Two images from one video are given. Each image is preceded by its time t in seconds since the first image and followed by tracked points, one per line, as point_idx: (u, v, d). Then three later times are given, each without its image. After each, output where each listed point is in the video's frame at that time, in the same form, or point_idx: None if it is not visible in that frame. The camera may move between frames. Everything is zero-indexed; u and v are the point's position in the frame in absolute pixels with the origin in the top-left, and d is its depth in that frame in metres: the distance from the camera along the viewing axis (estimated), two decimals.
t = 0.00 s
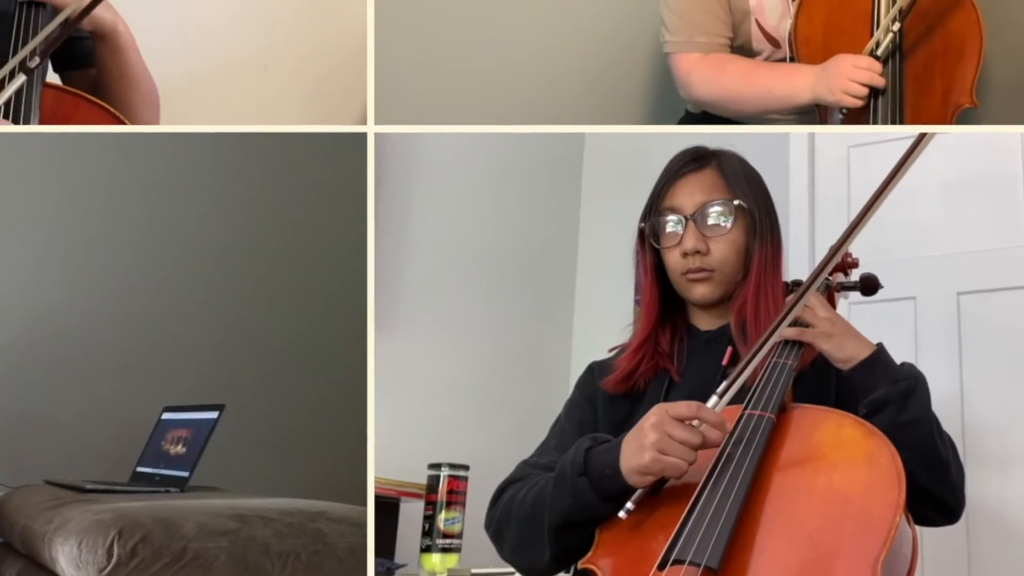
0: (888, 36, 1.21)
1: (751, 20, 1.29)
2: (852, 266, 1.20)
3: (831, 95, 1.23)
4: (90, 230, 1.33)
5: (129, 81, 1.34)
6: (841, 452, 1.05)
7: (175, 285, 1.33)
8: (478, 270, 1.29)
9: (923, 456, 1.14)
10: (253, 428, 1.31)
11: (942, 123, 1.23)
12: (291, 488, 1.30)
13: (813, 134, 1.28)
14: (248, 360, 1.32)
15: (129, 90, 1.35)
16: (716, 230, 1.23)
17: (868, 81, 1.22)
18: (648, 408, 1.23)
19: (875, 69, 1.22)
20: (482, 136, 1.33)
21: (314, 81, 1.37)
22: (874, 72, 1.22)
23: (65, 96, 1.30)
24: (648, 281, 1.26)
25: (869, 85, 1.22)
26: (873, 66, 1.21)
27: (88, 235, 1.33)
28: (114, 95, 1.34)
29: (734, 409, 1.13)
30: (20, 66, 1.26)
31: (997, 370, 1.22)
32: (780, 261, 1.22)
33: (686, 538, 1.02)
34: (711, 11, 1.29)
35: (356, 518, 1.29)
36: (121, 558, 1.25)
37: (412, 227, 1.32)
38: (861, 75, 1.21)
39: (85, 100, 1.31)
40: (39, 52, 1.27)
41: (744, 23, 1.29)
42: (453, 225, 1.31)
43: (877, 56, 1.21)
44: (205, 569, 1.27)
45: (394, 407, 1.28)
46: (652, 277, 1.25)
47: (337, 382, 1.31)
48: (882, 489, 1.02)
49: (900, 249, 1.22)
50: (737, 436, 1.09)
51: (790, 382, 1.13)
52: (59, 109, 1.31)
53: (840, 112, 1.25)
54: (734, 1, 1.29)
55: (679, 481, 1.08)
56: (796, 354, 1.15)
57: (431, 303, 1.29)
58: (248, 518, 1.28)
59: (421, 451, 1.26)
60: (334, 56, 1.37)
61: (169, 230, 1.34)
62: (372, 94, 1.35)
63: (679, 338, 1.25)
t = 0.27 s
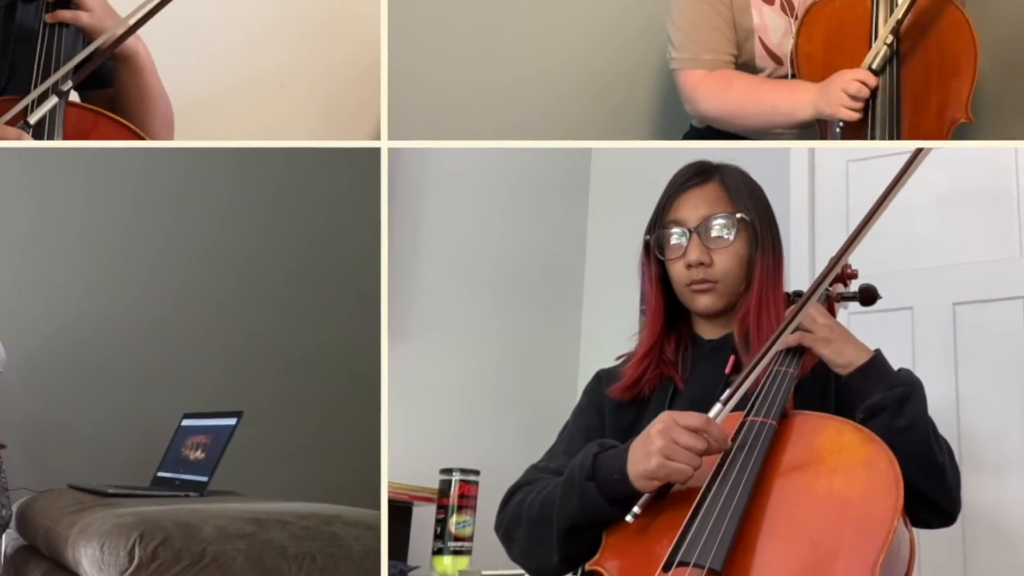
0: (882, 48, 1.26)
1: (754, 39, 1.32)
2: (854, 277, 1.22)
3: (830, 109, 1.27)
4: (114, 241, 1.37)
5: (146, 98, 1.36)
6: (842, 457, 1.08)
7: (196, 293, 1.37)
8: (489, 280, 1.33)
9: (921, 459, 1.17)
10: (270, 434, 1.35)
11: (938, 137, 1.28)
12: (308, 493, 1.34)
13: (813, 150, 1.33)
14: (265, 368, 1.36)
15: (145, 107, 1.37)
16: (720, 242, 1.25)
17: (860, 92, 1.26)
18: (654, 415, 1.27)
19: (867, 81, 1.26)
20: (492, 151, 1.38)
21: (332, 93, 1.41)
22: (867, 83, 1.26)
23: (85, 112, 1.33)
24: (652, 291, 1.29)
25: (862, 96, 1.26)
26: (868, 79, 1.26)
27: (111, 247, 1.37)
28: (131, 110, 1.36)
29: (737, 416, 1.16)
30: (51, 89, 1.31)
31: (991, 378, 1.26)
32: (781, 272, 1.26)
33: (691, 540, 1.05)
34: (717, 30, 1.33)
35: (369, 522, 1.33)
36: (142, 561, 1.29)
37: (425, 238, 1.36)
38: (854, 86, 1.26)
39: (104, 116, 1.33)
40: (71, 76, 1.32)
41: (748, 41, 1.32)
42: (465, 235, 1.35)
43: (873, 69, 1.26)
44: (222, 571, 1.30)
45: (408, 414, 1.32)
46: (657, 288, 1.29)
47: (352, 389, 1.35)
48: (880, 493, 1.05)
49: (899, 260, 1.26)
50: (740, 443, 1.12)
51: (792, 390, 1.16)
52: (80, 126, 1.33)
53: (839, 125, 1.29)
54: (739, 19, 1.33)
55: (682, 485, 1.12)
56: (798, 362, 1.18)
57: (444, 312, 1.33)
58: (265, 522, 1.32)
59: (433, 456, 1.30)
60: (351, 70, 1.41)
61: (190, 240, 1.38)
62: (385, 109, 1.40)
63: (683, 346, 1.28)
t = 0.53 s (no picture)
0: (882, 71, 1.30)
1: (756, 55, 1.38)
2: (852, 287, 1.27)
3: (832, 124, 1.31)
4: (134, 252, 1.41)
5: (165, 116, 1.42)
6: (840, 463, 1.12)
7: (216, 301, 1.41)
8: (499, 290, 1.37)
9: (911, 475, 1.20)
10: (287, 440, 1.39)
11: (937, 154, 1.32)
12: (325, 497, 1.38)
13: (812, 164, 1.36)
14: (283, 375, 1.40)
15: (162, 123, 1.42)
16: (721, 254, 1.29)
17: (865, 111, 1.29)
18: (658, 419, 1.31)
19: (870, 100, 1.29)
20: (503, 166, 1.42)
21: (347, 108, 1.45)
22: (871, 103, 1.30)
23: (114, 132, 1.39)
24: (656, 301, 1.33)
25: (867, 115, 1.30)
26: (870, 98, 1.29)
27: (132, 257, 1.41)
28: (152, 127, 1.42)
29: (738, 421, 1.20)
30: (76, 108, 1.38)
31: (984, 387, 1.30)
32: (780, 282, 1.29)
33: (694, 541, 1.08)
34: (719, 47, 1.39)
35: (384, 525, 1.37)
36: (163, 562, 1.33)
37: (437, 250, 1.40)
38: (860, 108, 1.29)
39: (134, 138, 1.40)
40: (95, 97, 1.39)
41: (750, 57, 1.37)
42: (476, 247, 1.39)
43: (874, 88, 1.30)
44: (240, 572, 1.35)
45: (421, 421, 1.36)
46: (660, 299, 1.33)
47: (367, 396, 1.39)
48: (877, 498, 1.08)
49: (897, 270, 1.30)
50: (742, 446, 1.16)
51: (791, 396, 1.20)
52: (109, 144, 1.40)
53: (839, 142, 1.33)
54: (740, 36, 1.39)
55: (685, 489, 1.15)
56: (797, 368, 1.22)
57: (456, 320, 1.38)
58: (282, 525, 1.36)
59: (444, 461, 1.34)
60: (369, 83, 1.46)
61: (210, 250, 1.42)
62: (400, 124, 1.44)
63: (686, 355, 1.32)
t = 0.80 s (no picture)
0: (881, 87, 1.34)
1: (758, 73, 1.44)
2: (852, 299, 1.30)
3: (831, 142, 1.35)
4: (157, 265, 1.46)
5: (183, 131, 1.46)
6: (841, 468, 1.15)
7: (236, 310, 1.46)
8: (509, 300, 1.42)
9: (913, 475, 1.24)
10: (305, 445, 1.44)
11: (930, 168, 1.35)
12: (340, 500, 1.44)
13: (813, 179, 1.40)
14: (300, 383, 1.45)
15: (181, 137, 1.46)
16: (727, 266, 1.33)
17: (863, 128, 1.33)
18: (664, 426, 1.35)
19: (869, 116, 1.33)
20: (512, 179, 1.46)
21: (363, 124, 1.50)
22: (870, 120, 1.33)
23: (133, 147, 1.42)
24: (663, 312, 1.37)
25: (866, 132, 1.33)
26: (869, 115, 1.33)
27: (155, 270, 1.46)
28: (170, 143, 1.46)
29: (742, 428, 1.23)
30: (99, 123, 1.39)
31: (979, 393, 1.34)
32: (783, 294, 1.33)
33: (699, 544, 1.13)
34: (722, 66, 1.45)
35: (397, 527, 1.42)
36: (184, 564, 1.34)
37: (449, 261, 1.44)
38: (859, 124, 1.33)
39: (152, 151, 1.43)
40: (117, 113, 1.40)
41: (752, 76, 1.44)
42: (487, 259, 1.44)
43: (872, 105, 1.34)
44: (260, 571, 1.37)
45: (433, 427, 1.40)
46: (667, 310, 1.37)
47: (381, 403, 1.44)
48: (877, 502, 1.12)
49: (893, 279, 1.35)
50: (745, 453, 1.19)
51: (793, 404, 1.23)
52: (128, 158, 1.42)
53: (837, 158, 1.37)
54: (743, 57, 1.45)
55: (690, 494, 1.19)
56: (799, 377, 1.25)
57: (468, 328, 1.42)
58: (298, 527, 1.40)
59: (455, 467, 1.39)
60: (382, 99, 1.51)
61: (229, 262, 1.47)
62: (412, 141, 1.49)
63: (692, 364, 1.36)
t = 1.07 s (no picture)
0: (874, 103, 1.39)
1: (758, 91, 1.47)
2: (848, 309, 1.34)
3: (828, 158, 1.41)
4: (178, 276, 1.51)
5: (198, 147, 1.50)
6: (838, 471, 1.19)
7: (255, 320, 1.51)
8: (518, 311, 1.47)
9: (906, 479, 1.29)
10: (320, 450, 1.49)
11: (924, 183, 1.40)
12: (355, 503, 1.48)
13: (811, 193, 1.46)
14: (316, 390, 1.50)
15: (197, 153, 1.50)
16: (727, 277, 1.38)
17: (859, 144, 1.39)
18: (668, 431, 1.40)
19: (863, 133, 1.39)
20: (521, 193, 1.52)
21: (376, 141, 1.55)
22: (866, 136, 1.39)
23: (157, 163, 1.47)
24: (666, 322, 1.42)
25: (861, 148, 1.39)
26: (863, 130, 1.39)
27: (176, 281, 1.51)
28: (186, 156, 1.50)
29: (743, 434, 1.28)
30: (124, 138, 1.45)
31: (972, 399, 1.40)
32: (781, 303, 1.38)
33: (702, 545, 1.16)
34: (724, 85, 1.49)
35: (410, 529, 1.47)
36: (203, 565, 1.40)
37: (460, 272, 1.50)
38: (852, 139, 1.39)
39: (177, 168, 1.49)
40: (140, 130, 1.45)
41: (752, 94, 1.47)
42: (497, 270, 1.49)
43: (866, 120, 1.39)
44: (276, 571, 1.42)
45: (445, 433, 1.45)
46: (669, 320, 1.42)
47: (394, 409, 1.49)
48: (873, 504, 1.16)
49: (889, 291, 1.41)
50: (745, 458, 1.24)
51: (792, 411, 1.27)
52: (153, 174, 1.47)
53: (834, 173, 1.42)
54: (744, 75, 1.48)
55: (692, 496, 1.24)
56: (797, 386, 1.29)
57: (480, 336, 1.47)
58: (315, 529, 1.44)
59: (467, 471, 1.44)
60: (398, 114, 1.56)
61: (248, 273, 1.52)
62: (424, 156, 1.54)
63: (694, 371, 1.40)
